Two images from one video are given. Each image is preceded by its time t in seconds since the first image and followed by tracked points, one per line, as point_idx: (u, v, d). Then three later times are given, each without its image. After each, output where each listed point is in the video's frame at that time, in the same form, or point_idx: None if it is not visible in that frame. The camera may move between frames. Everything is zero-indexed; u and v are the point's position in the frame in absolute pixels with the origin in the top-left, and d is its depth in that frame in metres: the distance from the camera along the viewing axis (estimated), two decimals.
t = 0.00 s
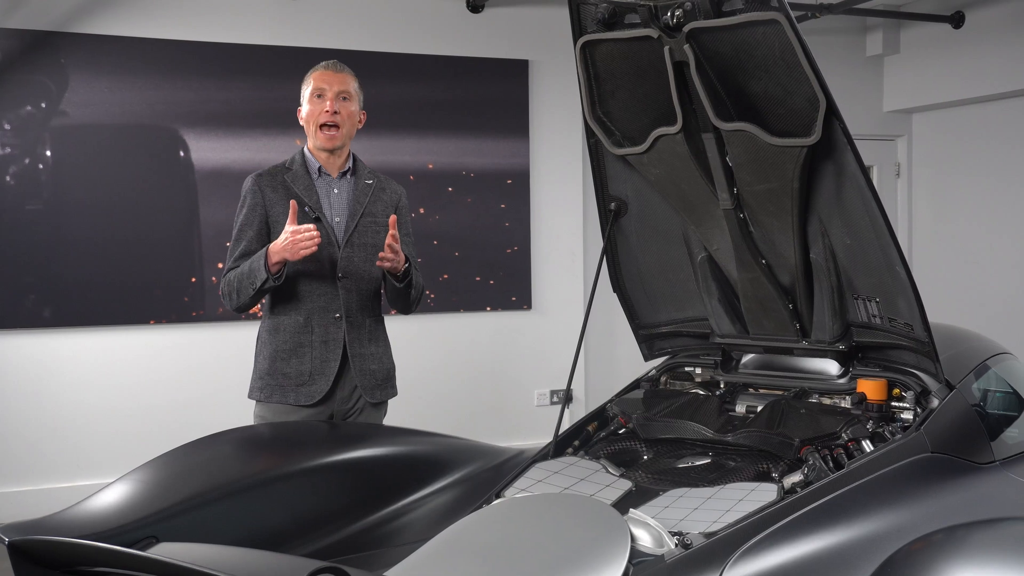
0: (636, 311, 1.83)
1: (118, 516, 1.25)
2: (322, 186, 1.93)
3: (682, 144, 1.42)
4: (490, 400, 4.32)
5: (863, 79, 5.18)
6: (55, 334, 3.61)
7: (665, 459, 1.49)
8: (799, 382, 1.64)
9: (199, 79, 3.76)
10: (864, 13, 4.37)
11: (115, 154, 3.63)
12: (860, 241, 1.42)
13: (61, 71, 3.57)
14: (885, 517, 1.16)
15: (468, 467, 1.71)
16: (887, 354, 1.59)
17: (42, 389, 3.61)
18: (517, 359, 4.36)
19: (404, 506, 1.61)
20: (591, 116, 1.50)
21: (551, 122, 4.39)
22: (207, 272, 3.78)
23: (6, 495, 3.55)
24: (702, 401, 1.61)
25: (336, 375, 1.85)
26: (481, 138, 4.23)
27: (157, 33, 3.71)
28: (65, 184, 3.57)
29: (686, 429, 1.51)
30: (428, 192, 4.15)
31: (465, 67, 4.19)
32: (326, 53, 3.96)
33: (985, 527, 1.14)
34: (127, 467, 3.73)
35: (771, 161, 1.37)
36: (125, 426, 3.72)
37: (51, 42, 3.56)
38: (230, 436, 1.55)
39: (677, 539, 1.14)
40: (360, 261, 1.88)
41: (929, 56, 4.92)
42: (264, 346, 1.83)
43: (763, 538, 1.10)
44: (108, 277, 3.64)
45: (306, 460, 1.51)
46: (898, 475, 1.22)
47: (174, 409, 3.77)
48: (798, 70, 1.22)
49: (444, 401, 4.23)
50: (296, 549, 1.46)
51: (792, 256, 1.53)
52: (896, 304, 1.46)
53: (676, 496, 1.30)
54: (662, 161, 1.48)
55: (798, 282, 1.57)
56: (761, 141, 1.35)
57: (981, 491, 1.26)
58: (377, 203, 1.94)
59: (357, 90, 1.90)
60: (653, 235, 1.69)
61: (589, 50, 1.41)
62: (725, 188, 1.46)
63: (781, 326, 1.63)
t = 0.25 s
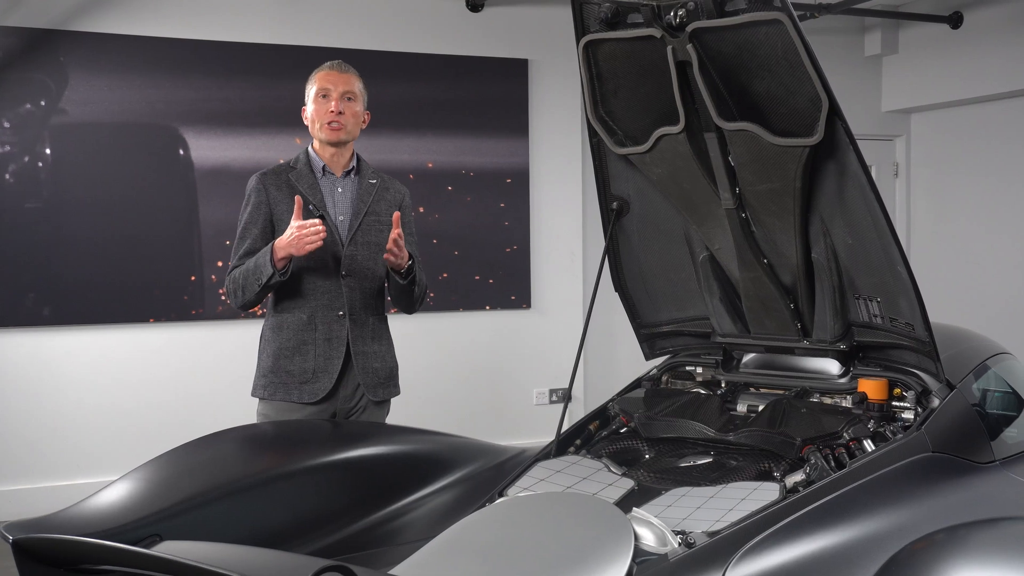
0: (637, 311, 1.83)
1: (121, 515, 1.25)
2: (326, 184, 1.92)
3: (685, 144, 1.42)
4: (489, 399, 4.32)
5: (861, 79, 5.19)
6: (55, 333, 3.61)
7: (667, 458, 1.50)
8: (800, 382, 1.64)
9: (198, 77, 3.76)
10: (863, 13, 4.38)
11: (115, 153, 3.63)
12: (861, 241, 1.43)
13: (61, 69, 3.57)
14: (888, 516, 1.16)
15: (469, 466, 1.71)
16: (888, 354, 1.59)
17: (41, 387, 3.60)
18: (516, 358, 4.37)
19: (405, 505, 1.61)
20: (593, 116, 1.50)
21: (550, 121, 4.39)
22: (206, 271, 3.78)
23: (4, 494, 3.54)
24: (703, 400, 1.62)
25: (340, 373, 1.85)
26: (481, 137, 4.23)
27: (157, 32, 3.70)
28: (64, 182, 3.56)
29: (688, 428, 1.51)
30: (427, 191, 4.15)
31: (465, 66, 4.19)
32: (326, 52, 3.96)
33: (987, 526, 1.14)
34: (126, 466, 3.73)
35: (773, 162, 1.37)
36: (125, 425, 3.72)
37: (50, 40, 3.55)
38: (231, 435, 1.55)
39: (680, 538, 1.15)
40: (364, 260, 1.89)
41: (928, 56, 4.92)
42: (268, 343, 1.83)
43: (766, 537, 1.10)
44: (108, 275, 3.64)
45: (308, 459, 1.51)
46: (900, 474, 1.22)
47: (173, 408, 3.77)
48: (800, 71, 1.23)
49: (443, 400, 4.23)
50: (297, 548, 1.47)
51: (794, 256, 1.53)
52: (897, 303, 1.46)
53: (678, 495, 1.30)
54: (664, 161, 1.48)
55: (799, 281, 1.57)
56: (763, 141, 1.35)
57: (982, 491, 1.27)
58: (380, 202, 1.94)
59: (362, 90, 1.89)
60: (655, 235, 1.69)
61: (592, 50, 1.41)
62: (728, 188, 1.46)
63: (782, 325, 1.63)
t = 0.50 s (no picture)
0: (640, 310, 1.84)
1: (125, 515, 1.25)
2: (331, 185, 1.93)
3: (687, 144, 1.42)
4: (490, 399, 4.32)
5: (860, 78, 5.20)
6: (55, 334, 3.61)
7: (670, 457, 1.50)
8: (803, 381, 1.64)
9: (199, 78, 3.76)
10: (861, 12, 4.39)
11: (114, 153, 3.62)
12: (864, 239, 1.43)
13: (61, 70, 3.57)
14: (892, 514, 1.17)
15: (473, 465, 1.71)
16: (890, 352, 1.59)
17: (42, 388, 3.60)
18: (517, 358, 4.37)
19: (408, 506, 1.61)
20: (595, 116, 1.50)
21: (550, 121, 4.39)
22: (207, 272, 3.79)
23: (5, 495, 3.54)
24: (707, 399, 1.62)
25: (344, 372, 1.85)
26: (481, 137, 4.23)
27: (157, 32, 3.70)
28: (64, 183, 3.56)
29: (691, 428, 1.52)
30: (427, 191, 4.15)
31: (465, 66, 4.19)
32: (326, 52, 3.96)
33: (991, 523, 1.14)
34: (127, 466, 3.73)
35: (775, 161, 1.37)
36: (126, 425, 3.72)
37: (50, 41, 3.55)
38: (234, 436, 1.55)
39: (685, 537, 1.15)
40: (368, 260, 1.88)
41: (927, 55, 4.93)
42: (272, 343, 1.84)
43: (771, 536, 1.10)
44: (108, 276, 3.64)
45: (311, 459, 1.51)
46: (904, 472, 1.23)
47: (174, 409, 3.77)
48: (803, 70, 1.23)
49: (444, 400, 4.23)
50: (301, 548, 1.47)
51: (796, 255, 1.53)
52: (900, 302, 1.46)
53: (682, 494, 1.30)
54: (667, 160, 1.48)
55: (802, 280, 1.57)
56: (766, 141, 1.35)
57: (986, 488, 1.27)
58: (385, 203, 1.94)
59: (364, 91, 1.90)
60: (657, 234, 1.70)
61: (594, 50, 1.41)
62: (730, 188, 1.46)
63: (785, 324, 1.63)
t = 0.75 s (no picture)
0: (642, 309, 1.84)
1: (129, 515, 1.25)
2: (335, 185, 1.93)
3: (690, 143, 1.42)
4: (490, 398, 4.32)
5: (860, 77, 5.20)
6: (56, 334, 3.61)
7: (674, 456, 1.50)
8: (805, 379, 1.64)
9: (199, 78, 3.76)
10: (861, 11, 4.39)
11: (115, 153, 3.62)
12: (866, 239, 1.43)
13: (61, 70, 3.56)
14: (895, 512, 1.17)
15: (476, 465, 1.71)
16: (893, 351, 1.59)
17: (42, 388, 3.60)
18: (517, 357, 4.37)
19: (410, 506, 1.61)
20: (598, 115, 1.50)
21: (550, 120, 4.40)
22: (207, 271, 3.79)
23: (6, 495, 3.54)
24: (709, 398, 1.62)
25: (346, 372, 1.85)
26: (481, 136, 4.23)
27: (157, 32, 3.70)
28: (65, 183, 3.56)
29: (694, 426, 1.52)
30: (428, 191, 4.15)
31: (465, 66, 4.19)
32: (326, 51, 3.96)
33: (994, 521, 1.14)
34: (127, 466, 3.73)
35: (779, 160, 1.38)
36: (126, 425, 3.71)
37: (51, 41, 3.55)
38: (237, 435, 1.55)
39: (690, 535, 1.15)
40: (372, 260, 1.89)
41: (926, 54, 4.93)
42: (275, 343, 1.84)
43: (775, 534, 1.11)
44: (109, 276, 3.63)
45: (314, 459, 1.51)
46: (908, 470, 1.23)
47: (175, 408, 3.77)
48: (806, 69, 1.23)
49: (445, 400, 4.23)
50: (304, 547, 1.47)
51: (799, 254, 1.53)
52: (903, 301, 1.46)
53: (686, 493, 1.30)
54: (670, 160, 1.49)
55: (804, 279, 1.57)
56: (769, 140, 1.35)
57: (988, 487, 1.27)
58: (389, 203, 1.94)
59: (367, 89, 1.90)
60: (660, 234, 1.70)
61: (597, 49, 1.41)
62: (733, 187, 1.46)
63: (788, 323, 1.63)
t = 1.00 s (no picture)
0: (643, 309, 1.84)
1: (132, 514, 1.25)
2: (337, 185, 1.93)
3: (692, 142, 1.43)
4: (490, 398, 4.33)
5: (859, 77, 5.20)
6: (56, 334, 3.60)
7: (675, 455, 1.50)
8: (806, 378, 1.64)
9: (198, 77, 3.76)
10: (860, 11, 4.39)
11: (114, 153, 3.62)
12: (867, 238, 1.43)
13: (61, 69, 3.56)
14: (897, 510, 1.17)
15: (477, 464, 1.72)
16: (893, 350, 1.59)
17: (42, 388, 3.60)
18: (517, 357, 4.37)
19: (410, 505, 1.61)
20: (600, 115, 1.51)
21: (549, 120, 4.40)
22: (207, 271, 3.79)
23: (6, 495, 3.54)
24: (711, 396, 1.62)
25: (347, 372, 1.86)
26: (481, 136, 4.23)
27: (156, 32, 3.70)
28: (65, 183, 3.56)
29: (695, 425, 1.54)
30: (427, 191, 4.16)
31: (464, 65, 4.19)
32: (326, 51, 3.96)
33: (996, 520, 1.15)
34: (127, 466, 3.73)
35: (780, 159, 1.38)
36: (126, 425, 3.71)
37: (50, 40, 3.55)
38: (239, 435, 1.55)
39: (692, 534, 1.16)
40: (373, 261, 1.89)
41: (925, 54, 4.93)
42: (275, 342, 1.84)
43: (778, 532, 1.11)
44: (108, 276, 3.63)
45: (315, 458, 1.51)
46: (909, 469, 1.23)
47: (175, 408, 3.78)
48: (807, 68, 1.23)
49: (444, 399, 4.23)
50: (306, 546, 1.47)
51: (800, 253, 1.54)
52: (904, 300, 1.47)
53: (688, 491, 1.30)
54: (671, 159, 1.49)
55: (805, 278, 1.57)
56: (770, 138, 1.35)
57: (990, 485, 1.27)
58: (391, 203, 1.94)
59: (369, 90, 1.89)
60: (661, 233, 1.70)
61: (599, 48, 1.41)
62: (735, 186, 1.46)
63: (788, 322, 1.63)
